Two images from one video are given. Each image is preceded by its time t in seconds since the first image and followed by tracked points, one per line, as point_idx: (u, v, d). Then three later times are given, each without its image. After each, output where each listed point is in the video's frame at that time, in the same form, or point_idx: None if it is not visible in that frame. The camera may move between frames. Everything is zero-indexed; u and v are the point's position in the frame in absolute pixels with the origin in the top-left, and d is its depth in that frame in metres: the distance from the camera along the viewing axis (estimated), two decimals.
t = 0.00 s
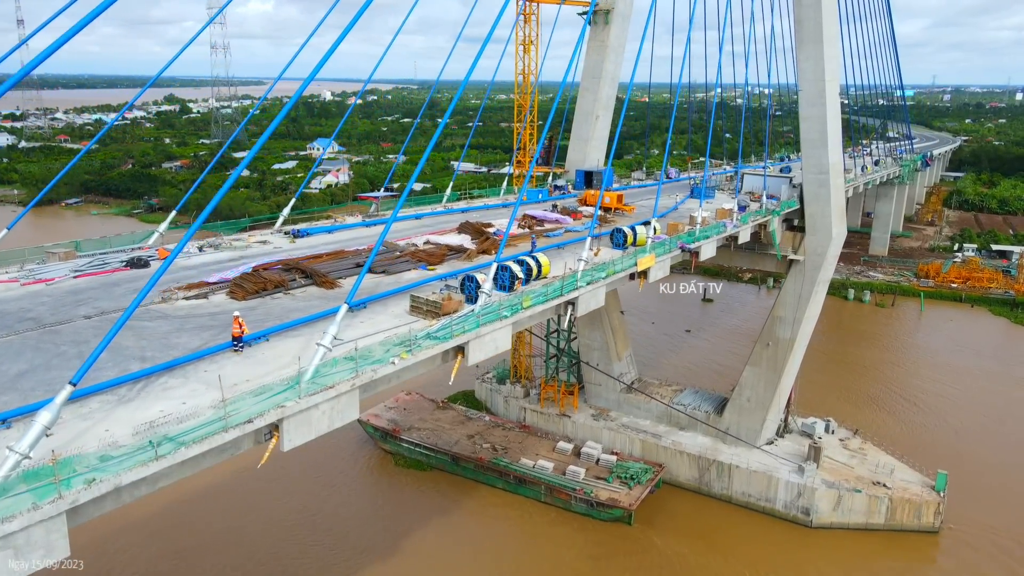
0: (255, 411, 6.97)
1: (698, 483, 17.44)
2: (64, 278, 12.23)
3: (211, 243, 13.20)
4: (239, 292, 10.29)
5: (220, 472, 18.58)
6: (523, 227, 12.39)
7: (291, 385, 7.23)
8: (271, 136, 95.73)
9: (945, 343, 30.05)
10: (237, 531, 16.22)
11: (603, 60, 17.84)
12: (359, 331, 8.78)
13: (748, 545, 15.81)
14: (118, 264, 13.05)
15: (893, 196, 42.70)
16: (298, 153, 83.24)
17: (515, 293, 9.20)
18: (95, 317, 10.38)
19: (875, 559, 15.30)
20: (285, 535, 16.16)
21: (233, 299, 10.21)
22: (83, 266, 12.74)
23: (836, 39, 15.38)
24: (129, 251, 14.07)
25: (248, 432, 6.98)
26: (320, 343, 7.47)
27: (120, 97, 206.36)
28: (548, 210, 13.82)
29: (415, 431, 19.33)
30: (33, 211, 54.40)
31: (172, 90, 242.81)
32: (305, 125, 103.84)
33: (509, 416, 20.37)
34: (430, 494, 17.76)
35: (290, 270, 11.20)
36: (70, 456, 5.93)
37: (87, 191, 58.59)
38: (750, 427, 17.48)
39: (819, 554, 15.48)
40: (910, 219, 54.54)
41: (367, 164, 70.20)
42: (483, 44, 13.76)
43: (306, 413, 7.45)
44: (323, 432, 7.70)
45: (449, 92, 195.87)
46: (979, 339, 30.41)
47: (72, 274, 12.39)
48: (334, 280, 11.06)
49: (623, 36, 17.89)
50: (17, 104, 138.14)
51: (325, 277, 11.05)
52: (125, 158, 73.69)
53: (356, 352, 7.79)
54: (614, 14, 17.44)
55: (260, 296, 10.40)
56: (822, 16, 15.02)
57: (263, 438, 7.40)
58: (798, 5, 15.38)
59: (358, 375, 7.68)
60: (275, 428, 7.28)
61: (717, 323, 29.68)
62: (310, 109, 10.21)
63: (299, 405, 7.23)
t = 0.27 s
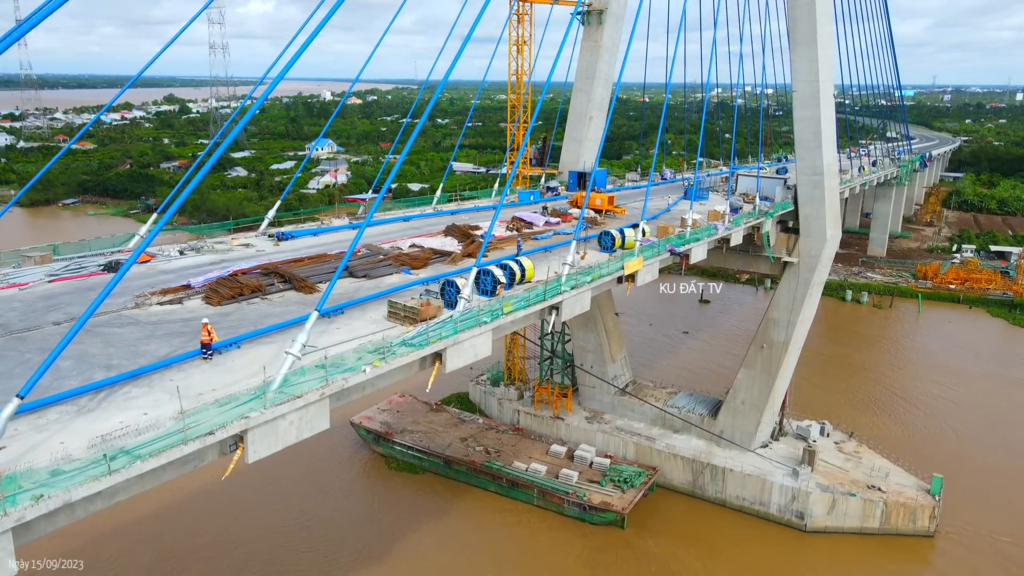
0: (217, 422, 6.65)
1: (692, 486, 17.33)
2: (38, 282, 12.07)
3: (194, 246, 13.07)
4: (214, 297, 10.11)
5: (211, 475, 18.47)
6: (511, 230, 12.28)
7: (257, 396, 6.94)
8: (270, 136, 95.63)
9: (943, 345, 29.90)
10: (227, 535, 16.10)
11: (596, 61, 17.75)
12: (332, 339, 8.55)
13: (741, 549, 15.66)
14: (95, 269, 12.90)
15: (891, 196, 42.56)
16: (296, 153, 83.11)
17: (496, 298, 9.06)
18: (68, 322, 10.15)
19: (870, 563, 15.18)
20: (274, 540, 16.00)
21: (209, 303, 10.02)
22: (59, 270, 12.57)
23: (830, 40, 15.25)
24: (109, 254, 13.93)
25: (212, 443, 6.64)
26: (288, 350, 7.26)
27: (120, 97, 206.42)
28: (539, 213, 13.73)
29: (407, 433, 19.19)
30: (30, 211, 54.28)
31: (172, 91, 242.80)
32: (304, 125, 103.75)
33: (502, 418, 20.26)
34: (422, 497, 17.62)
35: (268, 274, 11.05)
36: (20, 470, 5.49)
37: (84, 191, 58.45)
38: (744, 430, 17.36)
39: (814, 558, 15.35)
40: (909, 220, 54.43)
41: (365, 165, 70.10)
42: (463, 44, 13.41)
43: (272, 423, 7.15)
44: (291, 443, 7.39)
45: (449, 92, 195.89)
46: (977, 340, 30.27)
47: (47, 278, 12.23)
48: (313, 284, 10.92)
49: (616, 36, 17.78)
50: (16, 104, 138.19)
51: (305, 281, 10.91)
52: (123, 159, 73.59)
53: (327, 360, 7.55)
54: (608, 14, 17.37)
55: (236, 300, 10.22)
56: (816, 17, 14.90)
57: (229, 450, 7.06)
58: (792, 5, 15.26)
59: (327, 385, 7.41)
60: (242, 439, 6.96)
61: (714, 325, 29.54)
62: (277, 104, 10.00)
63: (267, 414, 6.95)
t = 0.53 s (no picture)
0: (178, 434, 6.37)
1: (686, 490, 17.21)
2: (13, 287, 11.92)
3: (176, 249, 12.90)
4: (189, 303, 9.95)
5: (203, 478, 18.35)
6: (500, 233, 12.16)
7: (221, 406, 6.67)
8: (269, 136, 95.58)
9: (941, 347, 29.78)
10: (217, 539, 15.98)
11: (589, 61, 17.64)
12: (305, 347, 8.33)
13: (736, 553, 15.53)
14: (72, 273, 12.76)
15: (890, 198, 42.44)
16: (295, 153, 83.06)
17: (477, 304, 8.89)
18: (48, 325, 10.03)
19: (865, 567, 15.06)
20: (264, 543, 15.89)
21: (184, 309, 9.87)
22: (34, 274, 12.42)
23: (825, 41, 15.13)
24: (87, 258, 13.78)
25: (174, 454, 6.35)
26: (256, 359, 7.02)
27: (120, 97, 206.35)
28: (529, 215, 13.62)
29: (400, 436, 19.07)
30: (28, 212, 54.22)
31: (172, 91, 242.84)
32: (303, 125, 103.70)
33: (496, 421, 20.15)
34: (414, 500, 17.52)
35: (245, 280, 10.92)
36: None
37: (82, 192, 58.39)
38: (739, 433, 17.24)
39: (809, 563, 15.22)
40: (908, 221, 54.33)
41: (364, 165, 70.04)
42: (441, 46, 12.75)
43: (237, 435, 6.87)
44: (257, 455, 7.10)
45: (448, 92, 195.85)
46: (975, 342, 30.16)
47: (22, 282, 12.08)
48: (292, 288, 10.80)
49: (610, 37, 17.66)
50: (16, 104, 138.28)
51: (283, 287, 10.79)
52: (121, 159, 73.48)
53: (298, 369, 7.32)
54: (602, 15, 17.25)
55: (211, 305, 10.06)
56: (810, 17, 14.78)
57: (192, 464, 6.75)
58: (786, 5, 15.12)
59: (296, 395, 7.16)
60: (204, 451, 6.67)
61: (711, 326, 29.44)
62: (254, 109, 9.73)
63: (231, 426, 6.67)
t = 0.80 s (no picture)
0: (137, 447, 6.08)
1: (680, 493, 17.08)
2: None
3: (157, 253, 12.83)
4: (164, 309, 9.81)
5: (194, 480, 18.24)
6: (488, 235, 12.03)
7: (185, 417, 6.42)
8: (268, 136, 95.47)
9: (939, 349, 29.64)
10: (207, 542, 15.86)
11: (583, 62, 17.55)
12: (277, 355, 8.11)
13: (730, 558, 15.39)
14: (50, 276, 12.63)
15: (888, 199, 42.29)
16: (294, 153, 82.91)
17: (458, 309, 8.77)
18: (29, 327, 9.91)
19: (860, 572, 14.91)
20: (254, 546, 15.77)
21: (158, 315, 9.72)
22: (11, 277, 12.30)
23: (819, 41, 15.02)
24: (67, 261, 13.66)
25: (135, 467, 6.08)
26: (221, 369, 6.79)
27: (120, 97, 206.25)
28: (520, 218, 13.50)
29: (393, 438, 18.94)
30: (25, 211, 54.10)
31: (172, 91, 242.75)
32: (302, 125, 103.61)
33: (490, 424, 20.02)
34: (407, 503, 17.39)
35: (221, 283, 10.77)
36: None
37: (79, 192, 58.27)
38: (733, 436, 17.10)
39: (803, 567, 15.08)
40: (907, 221, 54.18)
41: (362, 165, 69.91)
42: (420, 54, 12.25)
43: (200, 447, 6.61)
44: (222, 467, 6.85)
45: (448, 92, 195.78)
46: (974, 344, 30.02)
47: None
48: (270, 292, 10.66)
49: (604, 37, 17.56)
50: (15, 104, 138.26)
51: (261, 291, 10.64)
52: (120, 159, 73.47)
53: (267, 377, 7.10)
54: (596, 15, 17.14)
55: (186, 311, 9.92)
56: (804, 18, 14.67)
57: (153, 477, 6.50)
58: (781, 5, 15.00)
59: (264, 404, 6.92)
60: (166, 464, 6.42)
61: (707, 328, 29.30)
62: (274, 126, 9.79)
63: (193, 437, 6.41)
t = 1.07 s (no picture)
0: (94, 460, 5.93)
1: (675, 497, 16.95)
2: None
3: (139, 256, 12.71)
4: (138, 314, 9.67)
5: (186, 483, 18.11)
6: (476, 237, 11.92)
7: (146, 428, 6.26)
8: (267, 136, 95.38)
9: (937, 351, 29.51)
10: (198, 545, 15.73)
11: (577, 61, 17.41)
12: (249, 362, 7.94)
13: (723, 562, 15.26)
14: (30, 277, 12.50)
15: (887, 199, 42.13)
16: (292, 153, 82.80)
17: (438, 314, 8.65)
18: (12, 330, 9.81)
19: None
20: (245, 550, 15.66)
21: (132, 319, 9.59)
22: None
23: (814, 41, 14.89)
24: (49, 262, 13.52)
25: (93, 480, 5.93)
26: (185, 379, 6.64)
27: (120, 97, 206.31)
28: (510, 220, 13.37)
29: (386, 441, 18.82)
30: (22, 211, 54.03)
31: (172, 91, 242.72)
32: (301, 125, 103.48)
33: (484, 426, 19.90)
34: (399, 507, 17.28)
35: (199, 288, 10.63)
36: None
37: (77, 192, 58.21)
38: (728, 439, 16.98)
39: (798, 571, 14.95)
40: (906, 222, 54.02)
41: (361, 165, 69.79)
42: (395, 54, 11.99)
43: (163, 458, 6.46)
44: (186, 478, 6.69)
45: (448, 92, 195.63)
46: (972, 346, 29.88)
47: None
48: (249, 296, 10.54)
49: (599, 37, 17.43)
50: (15, 103, 138.31)
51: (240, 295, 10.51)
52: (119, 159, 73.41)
53: (236, 386, 6.96)
54: (589, 15, 17.05)
55: (161, 316, 9.78)
56: (799, 17, 14.52)
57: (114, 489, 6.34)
58: (776, 5, 14.87)
59: (231, 414, 6.79)
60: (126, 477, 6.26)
61: (704, 329, 29.20)
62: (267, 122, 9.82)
63: (153, 450, 6.26)
